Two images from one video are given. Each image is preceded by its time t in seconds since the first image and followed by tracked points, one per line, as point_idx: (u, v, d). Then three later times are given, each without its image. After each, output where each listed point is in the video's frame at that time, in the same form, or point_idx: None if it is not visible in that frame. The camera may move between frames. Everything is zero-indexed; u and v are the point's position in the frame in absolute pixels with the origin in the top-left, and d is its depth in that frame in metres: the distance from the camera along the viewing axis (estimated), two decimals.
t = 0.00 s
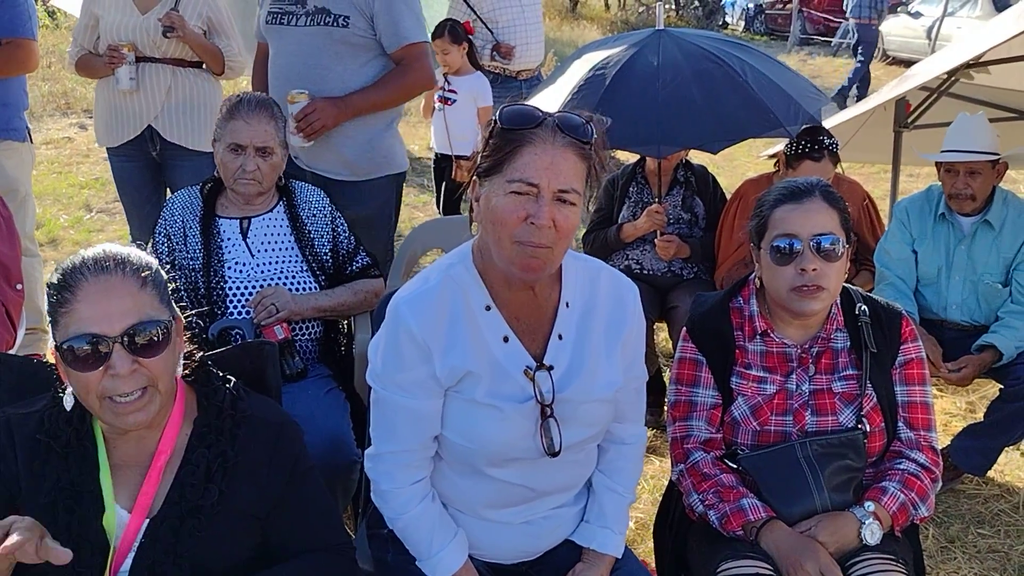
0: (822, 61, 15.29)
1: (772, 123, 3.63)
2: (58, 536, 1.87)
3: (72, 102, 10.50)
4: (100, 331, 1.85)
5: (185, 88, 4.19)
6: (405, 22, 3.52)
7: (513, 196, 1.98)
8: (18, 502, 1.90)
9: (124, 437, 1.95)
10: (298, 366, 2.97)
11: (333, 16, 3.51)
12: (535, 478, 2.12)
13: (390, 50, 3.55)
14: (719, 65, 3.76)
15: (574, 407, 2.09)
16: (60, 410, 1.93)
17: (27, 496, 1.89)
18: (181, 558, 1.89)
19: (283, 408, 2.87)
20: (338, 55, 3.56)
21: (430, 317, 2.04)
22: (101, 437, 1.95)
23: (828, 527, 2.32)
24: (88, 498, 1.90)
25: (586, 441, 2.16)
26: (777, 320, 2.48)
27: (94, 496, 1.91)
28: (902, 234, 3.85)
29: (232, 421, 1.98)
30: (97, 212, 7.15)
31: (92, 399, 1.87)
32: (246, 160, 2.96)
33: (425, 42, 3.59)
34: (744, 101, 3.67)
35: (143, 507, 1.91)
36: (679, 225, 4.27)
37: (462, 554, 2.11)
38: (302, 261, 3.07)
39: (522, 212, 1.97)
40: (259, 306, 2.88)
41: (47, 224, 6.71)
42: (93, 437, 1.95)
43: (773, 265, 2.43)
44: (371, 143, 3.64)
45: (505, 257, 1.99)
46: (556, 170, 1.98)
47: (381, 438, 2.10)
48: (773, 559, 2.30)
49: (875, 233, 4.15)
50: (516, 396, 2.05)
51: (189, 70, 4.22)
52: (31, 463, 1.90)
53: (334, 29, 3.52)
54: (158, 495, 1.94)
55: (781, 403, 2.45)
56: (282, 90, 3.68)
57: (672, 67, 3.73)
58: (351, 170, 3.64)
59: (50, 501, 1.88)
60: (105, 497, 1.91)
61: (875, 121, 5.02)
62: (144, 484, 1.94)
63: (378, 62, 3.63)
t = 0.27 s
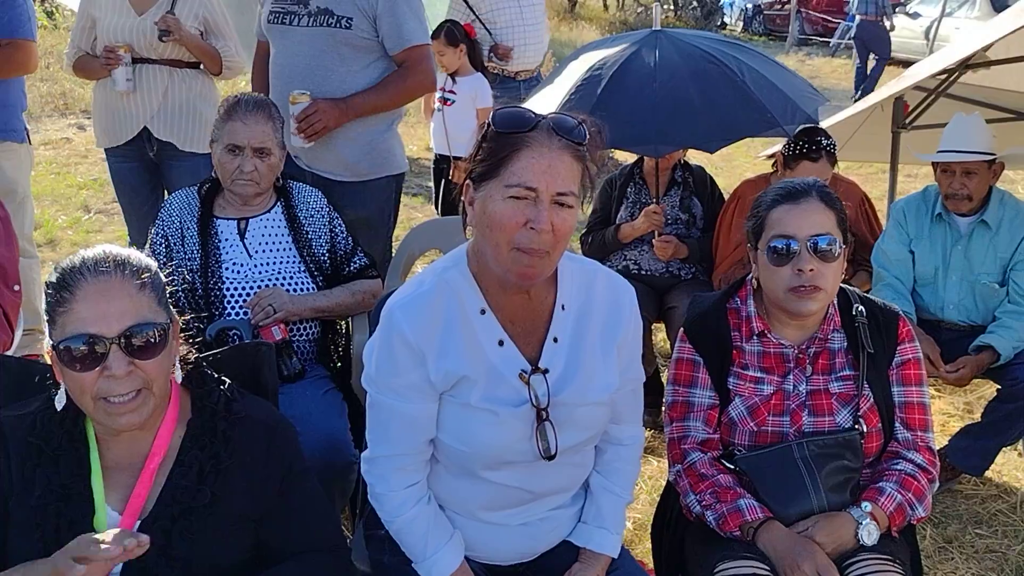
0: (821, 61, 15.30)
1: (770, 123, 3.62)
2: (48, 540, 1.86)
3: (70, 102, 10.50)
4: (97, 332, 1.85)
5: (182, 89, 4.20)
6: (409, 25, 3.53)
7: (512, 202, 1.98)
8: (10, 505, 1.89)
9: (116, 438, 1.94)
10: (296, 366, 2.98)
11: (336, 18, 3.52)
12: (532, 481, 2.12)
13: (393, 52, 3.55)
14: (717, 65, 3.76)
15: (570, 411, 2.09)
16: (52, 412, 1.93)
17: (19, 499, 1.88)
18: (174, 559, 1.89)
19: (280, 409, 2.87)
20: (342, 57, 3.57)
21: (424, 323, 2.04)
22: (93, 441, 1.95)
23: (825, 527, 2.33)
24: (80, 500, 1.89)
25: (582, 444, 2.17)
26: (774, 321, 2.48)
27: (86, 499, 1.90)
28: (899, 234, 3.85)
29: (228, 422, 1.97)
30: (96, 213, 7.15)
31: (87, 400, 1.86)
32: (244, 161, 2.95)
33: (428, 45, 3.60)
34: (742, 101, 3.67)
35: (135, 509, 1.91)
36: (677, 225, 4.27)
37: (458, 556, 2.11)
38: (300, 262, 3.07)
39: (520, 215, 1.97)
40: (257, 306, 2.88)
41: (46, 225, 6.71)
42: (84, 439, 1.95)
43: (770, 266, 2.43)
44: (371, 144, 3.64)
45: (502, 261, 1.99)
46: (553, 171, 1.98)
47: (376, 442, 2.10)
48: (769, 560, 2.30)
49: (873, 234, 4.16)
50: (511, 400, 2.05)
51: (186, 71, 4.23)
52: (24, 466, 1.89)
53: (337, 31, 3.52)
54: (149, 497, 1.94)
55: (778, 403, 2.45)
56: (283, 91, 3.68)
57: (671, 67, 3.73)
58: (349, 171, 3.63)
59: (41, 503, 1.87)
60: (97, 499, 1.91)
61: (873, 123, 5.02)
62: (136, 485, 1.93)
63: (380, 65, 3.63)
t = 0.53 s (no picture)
0: (819, 61, 15.31)
1: (768, 125, 3.64)
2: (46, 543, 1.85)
3: (69, 104, 10.50)
4: (101, 333, 1.86)
5: (178, 90, 4.21)
6: (400, 25, 3.55)
7: (510, 202, 1.98)
8: (10, 508, 1.89)
9: (117, 441, 1.95)
10: (294, 368, 2.97)
11: (327, 17, 3.51)
12: (529, 483, 2.12)
13: (384, 52, 3.57)
14: (717, 67, 3.76)
15: (567, 412, 2.10)
16: (53, 415, 1.94)
17: (18, 502, 1.88)
18: (173, 561, 1.89)
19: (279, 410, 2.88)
20: (333, 57, 3.57)
21: (421, 326, 2.04)
22: (93, 443, 1.96)
23: (822, 529, 2.33)
24: (80, 503, 1.89)
25: (579, 446, 2.17)
26: (772, 323, 2.48)
27: (85, 502, 1.90)
28: (897, 236, 3.86)
29: (227, 424, 1.98)
30: (94, 214, 7.15)
31: (88, 400, 1.87)
32: (242, 163, 2.95)
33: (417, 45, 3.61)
34: (741, 103, 3.68)
35: (135, 511, 1.91)
36: (675, 226, 4.28)
37: (456, 558, 2.12)
38: (299, 264, 3.07)
39: (519, 215, 1.97)
40: (255, 309, 2.88)
41: (44, 227, 6.71)
42: (85, 441, 1.95)
43: (767, 267, 2.43)
44: (361, 143, 3.65)
45: (499, 262, 2.00)
46: (551, 172, 1.98)
47: (374, 446, 2.11)
48: (767, 561, 2.31)
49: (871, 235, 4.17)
50: (508, 403, 2.05)
51: (182, 73, 4.23)
52: (24, 469, 1.90)
53: (329, 30, 3.52)
54: (150, 498, 1.95)
55: (775, 405, 2.45)
56: (274, 91, 3.67)
57: (670, 68, 3.74)
58: (340, 170, 3.64)
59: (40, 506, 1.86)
60: (97, 501, 1.92)
61: (870, 124, 5.02)
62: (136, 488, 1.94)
63: (370, 64, 3.64)
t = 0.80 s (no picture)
0: (818, 62, 15.32)
1: (769, 123, 3.65)
2: (44, 546, 1.85)
3: (67, 104, 10.50)
4: (105, 333, 1.86)
5: (175, 91, 4.20)
6: (387, 23, 3.56)
7: (510, 199, 1.98)
8: (7, 510, 1.89)
9: (116, 442, 1.96)
10: (292, 369, 2.97)
11: (313, 16, 3.51)
12: (527, 483, 2.12)
13: (371, 49, 3.58)
14: (718, 67, 3.77)
15: (565, 413, 2.10)
16: (51, 417, 1.94)
17: (16, 504, 1.88)
18: (171, 563, 1.89)
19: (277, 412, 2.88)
20: (318, 55, 3.57)
21: (419, 325, 2.05)
22: (93, 444, 1.96)
23: (820, 529, 2.33)
24: (78, 506, 1.89)
25: (577, 447, 2.17)
26: (770, 324, 2.49)
27: (83, 504, 1.90)
28: (895, 237, 3.87)
29: (226, 427, 1.98)
30: (93, 215, 7.15)
31: (90, 400, 1.87)
32: (240, 163, 2.95)
33: (404, 42, 3.63)
34: (740, 103, 3.68)
35: (133, 513, 1.92)
36: (674, 227, 4.28)
37: (454, 558, 2.12)
38: (297, 265, 3.07)
39: (519, 212, 1.97)
40: (253, 310, 2.89)
41: (43, 228, 6.72)
42: (84, 444, 1.96)
43: (766, 268, 2.44)
44: (348, 141, 3.65)
45: (499, 259, 1.99)
46: (550, 169, 1.99)
47: (372, 446, 2.11)
48: (764, 562, 2.31)
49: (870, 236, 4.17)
50: (506, 403, 2.05)
51: (179, 73, 4.22)
52: (22, 471, 1.90)
53: (315, 29, 3.52)
54: (148, 501, 1.94)
55: (773, 406, 2.46)
56: (257, 89, 3.65)
57: (670, 67, 3.74)
58: (329, 170, 3.64)
59: (37, 509, 1.86)
60: (95, 504, 1.92)
61: (867, 126, 5.03)
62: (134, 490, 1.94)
63: (355, 62, 3.65)
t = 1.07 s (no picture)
0: (816, 63, 15.34)
1: (762, 124, 3.67)
2: (44, 549, 1.85)
3: (66, 105, 10.50)
4: (105, 333, 1.86)
5: (173, 92, 4.19)
6: (375, 23, 3.58)
7: (514, 192, 1.97)
8: (7, 513, 1.89)
9: (115, 443, 1.97)
10: (291, 370, 2.98)
11: (300, 16, 3.52)
12: (526, 483, 2.13)
13: (358, 49, 3.59)
14: (711, 67, 3.77)
15: (563, 413, 2.10)
16: (51, 419, 1.94)
17: (15, 506, 1.88)
18: (170, 564, 1.89)
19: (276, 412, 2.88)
20: (306, 54, 3.58)
21: (418, 325, 2.05)
22: (92, 445, 1.97)
23: (818, 529, 2.34)
24: (77, 508, 1.89)
25: (575, 447, 2.18)
26: (768, 325, 2.49)
27: (83, 506, 1.90)
28: (893, 238, 3.89)
29: (224, 429, 1.98)
30: (92, 216, 7.16)
31: (89, 400, 1.88)
32: (234, 160, 2.96)
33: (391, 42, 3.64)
34: (736, 104, 3.69)
35: (132, 515, 1.92)
36: (671, 228, 4.28)
37: (452, 558, 2.12)
38: (295, 266, 3.07)
39: (523, 205, 1.97)
40: (252, 311, 2.89)
41: (42, 229, 6.72)
42: (83, 446, 1.96)
43: (763, 270, 2.44)
44: (337, 141, 3.66)
45: (503, 254, 1.99)
46: (551, 162, 2.00)
47: (371, 446, 2.11)
48: (762, 562, 2.31)
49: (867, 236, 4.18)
50: (504, 403, 2.06)
51: (177, 74, 4.21)
52: (21, 473, 1.90)
53: (303, 29, 3.53)
54: (148, 503, 1.95)
55: (770, 407, 2.46)
56: (245, 89, 3.65)
57: (663, 68, 3.75)
58: (320, 170, 3.65)
59: (37, 511, 1.87)
60: (94, 505, 1.92)
61: (864, 126, 5.04)
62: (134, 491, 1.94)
63: (342, 62, 3.65)
